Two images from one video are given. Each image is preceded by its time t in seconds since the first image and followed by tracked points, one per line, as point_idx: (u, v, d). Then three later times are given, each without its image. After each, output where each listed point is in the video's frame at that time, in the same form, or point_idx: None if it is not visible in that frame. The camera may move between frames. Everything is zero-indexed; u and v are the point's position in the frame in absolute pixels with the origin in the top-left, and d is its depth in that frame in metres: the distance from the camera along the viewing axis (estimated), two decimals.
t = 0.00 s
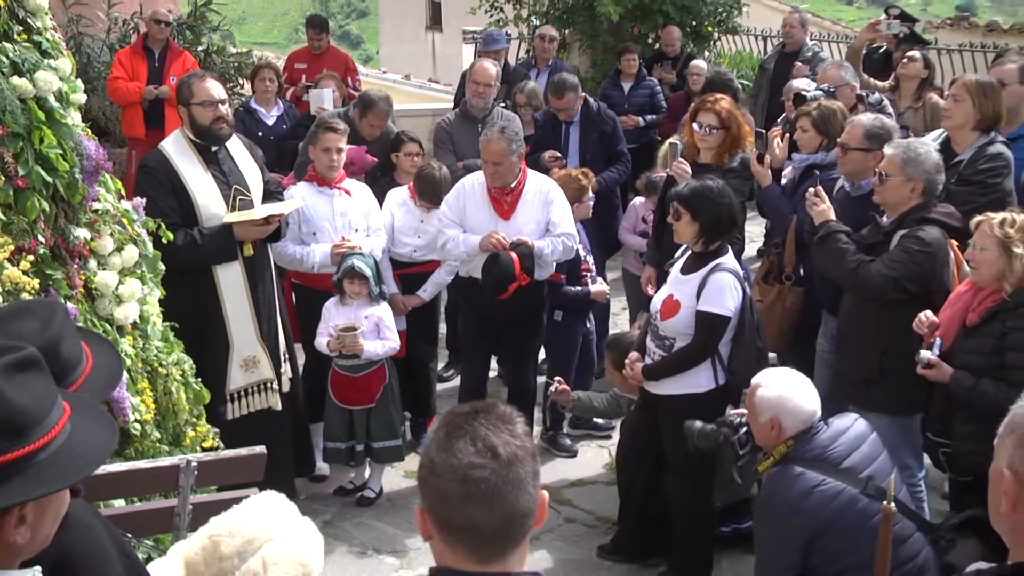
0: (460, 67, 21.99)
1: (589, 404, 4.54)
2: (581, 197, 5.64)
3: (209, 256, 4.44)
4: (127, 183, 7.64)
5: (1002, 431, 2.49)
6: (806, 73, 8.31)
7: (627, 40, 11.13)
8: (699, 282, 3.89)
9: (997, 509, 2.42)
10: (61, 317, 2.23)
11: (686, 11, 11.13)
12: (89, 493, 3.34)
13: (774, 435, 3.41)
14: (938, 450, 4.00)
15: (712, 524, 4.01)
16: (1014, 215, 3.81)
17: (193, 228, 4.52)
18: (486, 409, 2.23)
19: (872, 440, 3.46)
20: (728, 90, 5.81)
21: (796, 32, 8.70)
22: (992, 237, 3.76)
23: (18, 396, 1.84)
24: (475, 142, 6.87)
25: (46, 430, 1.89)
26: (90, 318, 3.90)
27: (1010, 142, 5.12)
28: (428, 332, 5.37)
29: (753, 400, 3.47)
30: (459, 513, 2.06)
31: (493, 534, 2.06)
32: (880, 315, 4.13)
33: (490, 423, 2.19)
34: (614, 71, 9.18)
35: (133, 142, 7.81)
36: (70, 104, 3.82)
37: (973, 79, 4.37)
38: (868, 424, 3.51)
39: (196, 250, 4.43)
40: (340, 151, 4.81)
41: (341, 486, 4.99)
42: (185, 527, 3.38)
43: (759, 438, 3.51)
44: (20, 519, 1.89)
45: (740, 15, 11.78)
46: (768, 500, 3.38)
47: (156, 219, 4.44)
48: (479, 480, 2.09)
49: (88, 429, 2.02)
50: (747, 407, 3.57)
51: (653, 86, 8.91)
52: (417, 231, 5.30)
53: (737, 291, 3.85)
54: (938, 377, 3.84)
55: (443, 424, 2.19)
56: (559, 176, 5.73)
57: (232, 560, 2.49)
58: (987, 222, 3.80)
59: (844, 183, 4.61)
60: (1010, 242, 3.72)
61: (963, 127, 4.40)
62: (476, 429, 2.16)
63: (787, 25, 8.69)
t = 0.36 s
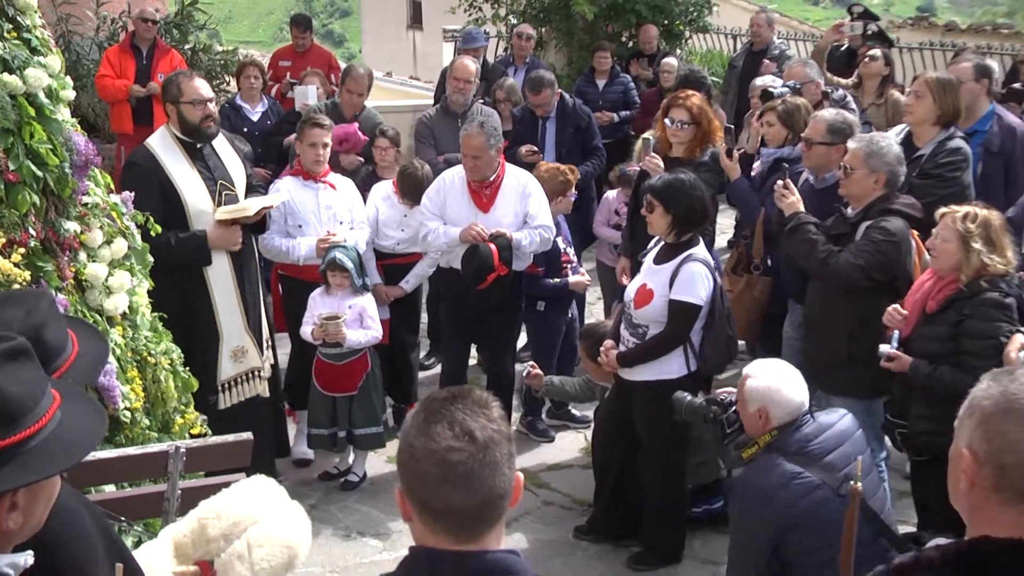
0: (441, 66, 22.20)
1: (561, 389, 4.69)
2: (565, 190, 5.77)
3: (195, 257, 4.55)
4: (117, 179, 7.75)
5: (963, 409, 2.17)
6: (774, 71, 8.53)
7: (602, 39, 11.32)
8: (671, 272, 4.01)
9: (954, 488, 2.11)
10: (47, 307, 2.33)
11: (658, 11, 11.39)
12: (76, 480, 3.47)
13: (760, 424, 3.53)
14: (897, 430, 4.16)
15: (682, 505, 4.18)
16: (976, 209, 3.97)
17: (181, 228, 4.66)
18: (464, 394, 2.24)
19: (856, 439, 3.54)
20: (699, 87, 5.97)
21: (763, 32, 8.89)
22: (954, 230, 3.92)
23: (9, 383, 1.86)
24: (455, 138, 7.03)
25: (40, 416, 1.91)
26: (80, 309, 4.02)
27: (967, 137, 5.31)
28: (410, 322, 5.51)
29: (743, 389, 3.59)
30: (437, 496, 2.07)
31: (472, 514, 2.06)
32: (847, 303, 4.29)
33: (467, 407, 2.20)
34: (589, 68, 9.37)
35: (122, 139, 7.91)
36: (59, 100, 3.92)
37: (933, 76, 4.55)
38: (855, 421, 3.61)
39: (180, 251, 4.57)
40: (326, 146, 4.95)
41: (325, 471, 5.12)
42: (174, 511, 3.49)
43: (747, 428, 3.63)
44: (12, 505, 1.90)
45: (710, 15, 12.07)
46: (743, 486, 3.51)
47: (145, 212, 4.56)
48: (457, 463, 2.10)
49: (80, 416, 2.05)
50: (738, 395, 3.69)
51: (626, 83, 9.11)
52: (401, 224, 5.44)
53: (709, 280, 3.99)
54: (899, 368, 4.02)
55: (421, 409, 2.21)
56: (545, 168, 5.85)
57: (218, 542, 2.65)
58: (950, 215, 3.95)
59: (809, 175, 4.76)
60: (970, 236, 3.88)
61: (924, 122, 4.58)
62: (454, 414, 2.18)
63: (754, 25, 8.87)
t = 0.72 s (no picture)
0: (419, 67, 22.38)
1: (533, 379, 4.87)
2: (544, 181, 5.84)
3: (184, 250, 4.68)
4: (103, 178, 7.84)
5: (919, 394, 2.17)
6: (739, 73, 8.74)
7: (575, 41, 11.53)
8: (639, 266, 4.17)
9: (909, 469, 2.13)
10: (27, 297, 2.34)
11: (628, 15, 11.64)
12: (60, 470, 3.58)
13: (735, 409, 3.73)
14: (857, 418, 4.28)
15: (650, 490, 4.34)
16: (930, 206, 4.13)
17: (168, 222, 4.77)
18: (432, 382, 2.25)
19: (822, 426, 3.81)
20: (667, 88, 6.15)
21: (729, 34, 9.07)
22: (909, 227, 4.07)
23: None
24: (433, 136, 7.16)
25: (29, 410, 1.98)
26: (66, 304, 4.14)
27: (923, 136, 5.50)
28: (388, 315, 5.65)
29: (716, 376, 3.81)
30: (407, 477, 2.08)
31: (438, 496, 2.06)
32: (811, 295, 4.45)
33: (434, 395, 2.21)
34: (562, 70, 9.55)
35: (106, 139, 7.98)
36: (45, 101, 4.02)
37: (891, 77, 4.72)
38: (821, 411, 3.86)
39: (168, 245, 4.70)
40: (306, 146, 5.08)
41: (306, 461, 5.26)
42: (158, 501, 3.63)
43: (720, 413, 3.82)
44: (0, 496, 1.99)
45: (679, 18, 12.34)
46: (721, 467, 3.66)
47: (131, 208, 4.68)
48: (424, 448, 2.10)
49: (66, 409, 2.12)
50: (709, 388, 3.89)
51: (597, 84, 9.29)
52: (381, 221, 5.57)
53: (676, 273, 4.15)
54: (860, 360, 4.15)
55: (391, 396, 2.21)
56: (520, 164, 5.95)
57: (200, 527, 2.87)
58: (905, 212, 4.10)
59: (771, 172, 4.95)
60: (924, 232, 4.04)
61: (881, 122, 4.75)
62: (422, 400, 2.18)
63: (720, 28, 8.97)
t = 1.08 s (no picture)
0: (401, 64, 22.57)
1: (510, 365, 5.02)
2: (529, 172, 5.96)
3: (183, 234, 4.81)
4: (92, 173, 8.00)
5: (880, 376, 2.29)
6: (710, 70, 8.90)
7: (551, 38, 11.80)
8: (612, 255, 4.32)
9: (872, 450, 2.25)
10: (17, 288, 2.48)
11: (603, 12, 12.00)
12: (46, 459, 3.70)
13: (705, 397, 3.86)
14: (823, 403, 4.39)
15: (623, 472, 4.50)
16: (894, 199, 4.24)
17: (162, 207, 4.88)
18: (411, 367, 2.26)
19: (789, 408, 3.95)
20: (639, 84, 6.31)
21: (700, 31, 9.23)
22: (872, 218, 4.18)
23: None
24: (414, 131, 7.30)
25: (13, 399, 2.04)
26: (56, 294, 4.27)
27: (886, 130, 5.67)
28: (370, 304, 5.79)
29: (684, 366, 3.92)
30: (385, 460, 2.09)
31: (417, 477, 2.08)
32: (780, 284, 4.58)
33: (413, 379, 2.22)
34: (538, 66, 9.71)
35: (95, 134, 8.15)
36: (33, 96, 4.11)
37: (855, 73, 4.94)
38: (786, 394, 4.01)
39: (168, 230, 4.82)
40: (288, 140, 5.20)
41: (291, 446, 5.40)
42: (148, 483, 3.69)
43: (690, 402, 3.94)
44: None
45: (652, 16, 12.69)
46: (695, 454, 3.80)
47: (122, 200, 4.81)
48: (401, 431, 2.12)
49: (54, 396, 2.19)
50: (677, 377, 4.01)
51: (572, 80, 9.46)
52: (362, 213, 5.69)
53: (647, 262, 4.30)
54: (826, 347, 4.26)
55: (370, 381, 2.23)
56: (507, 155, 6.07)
57: (188, 506, 2.92)
58: (869, 204, 4.21)
59: (742, 165, 5.11)
60: (887, 225, 4.14)
61: (847, 116, 4.95)
62: (400, 385, 2.19)
63: (692, 25, 9.18)
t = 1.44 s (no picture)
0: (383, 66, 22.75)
1: (489, 357, 5.18)
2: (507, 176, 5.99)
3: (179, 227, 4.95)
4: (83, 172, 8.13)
5: (844, 364, 2.34)
6: (682, 71, 9.11)
7: (528, 40, 12.09)
8: (587, 250, 4.46)
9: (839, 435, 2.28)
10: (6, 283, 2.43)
11: (578, 15, 12.38)
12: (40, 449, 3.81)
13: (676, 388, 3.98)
14: (789, 390, 4.57)
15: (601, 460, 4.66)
16: (853, 194, 4.42)
17: (156, 202, 5.05)
18: (392, 357, 2.31)
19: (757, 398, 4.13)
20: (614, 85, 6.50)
21: (672, 33, 9.43)
22: (833, 213, 4.34)
23: None
24: (394, 130, 7.41)
25: (11, 392, 2.06)
26: (46, 290, 4.39)
27: (851, 128, 5.86)
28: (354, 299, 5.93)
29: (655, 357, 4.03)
30: (364, 448, 2.16)
31: (398, 464, 2.14)
32: (752, 276, 4.74)
33: (393, 369, 2.27)
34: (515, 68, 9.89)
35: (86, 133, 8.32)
36: (23, 97, 4.23)
37: (821, 73, 5.12)
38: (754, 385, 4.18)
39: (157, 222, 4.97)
40: (274, 139, 5.34)
41: (277, 437, 5.55)
42: (136, 473, 3.87)
43: (660, 392, 4.07)
44: None
45: (625, 19, 13.05)
46: (667, 441, 3.94)
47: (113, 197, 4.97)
48: (380, 420, 2.18)
49: (48, 392, 2.21)
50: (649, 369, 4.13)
51: (549, 80, 9.64)
52: (343, 210, 5.85)
53: (621, 257, 4.44)
54: (790, 337, 4.43)
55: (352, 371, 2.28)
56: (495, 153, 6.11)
57: (174, 496, 3.05)
58: (829, 200, 4.38)
59: (714, 162, 5.29)
60: (848, 218, 4.31)
61: (814, 114, 5.12)
62: (379, 375, 2.25)
63: (664, 27, 9.37)
